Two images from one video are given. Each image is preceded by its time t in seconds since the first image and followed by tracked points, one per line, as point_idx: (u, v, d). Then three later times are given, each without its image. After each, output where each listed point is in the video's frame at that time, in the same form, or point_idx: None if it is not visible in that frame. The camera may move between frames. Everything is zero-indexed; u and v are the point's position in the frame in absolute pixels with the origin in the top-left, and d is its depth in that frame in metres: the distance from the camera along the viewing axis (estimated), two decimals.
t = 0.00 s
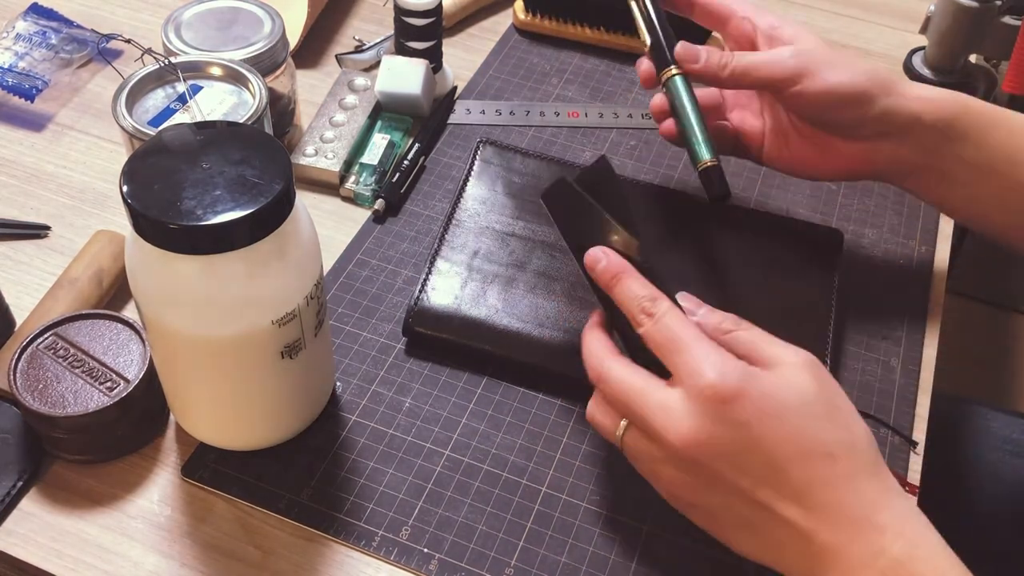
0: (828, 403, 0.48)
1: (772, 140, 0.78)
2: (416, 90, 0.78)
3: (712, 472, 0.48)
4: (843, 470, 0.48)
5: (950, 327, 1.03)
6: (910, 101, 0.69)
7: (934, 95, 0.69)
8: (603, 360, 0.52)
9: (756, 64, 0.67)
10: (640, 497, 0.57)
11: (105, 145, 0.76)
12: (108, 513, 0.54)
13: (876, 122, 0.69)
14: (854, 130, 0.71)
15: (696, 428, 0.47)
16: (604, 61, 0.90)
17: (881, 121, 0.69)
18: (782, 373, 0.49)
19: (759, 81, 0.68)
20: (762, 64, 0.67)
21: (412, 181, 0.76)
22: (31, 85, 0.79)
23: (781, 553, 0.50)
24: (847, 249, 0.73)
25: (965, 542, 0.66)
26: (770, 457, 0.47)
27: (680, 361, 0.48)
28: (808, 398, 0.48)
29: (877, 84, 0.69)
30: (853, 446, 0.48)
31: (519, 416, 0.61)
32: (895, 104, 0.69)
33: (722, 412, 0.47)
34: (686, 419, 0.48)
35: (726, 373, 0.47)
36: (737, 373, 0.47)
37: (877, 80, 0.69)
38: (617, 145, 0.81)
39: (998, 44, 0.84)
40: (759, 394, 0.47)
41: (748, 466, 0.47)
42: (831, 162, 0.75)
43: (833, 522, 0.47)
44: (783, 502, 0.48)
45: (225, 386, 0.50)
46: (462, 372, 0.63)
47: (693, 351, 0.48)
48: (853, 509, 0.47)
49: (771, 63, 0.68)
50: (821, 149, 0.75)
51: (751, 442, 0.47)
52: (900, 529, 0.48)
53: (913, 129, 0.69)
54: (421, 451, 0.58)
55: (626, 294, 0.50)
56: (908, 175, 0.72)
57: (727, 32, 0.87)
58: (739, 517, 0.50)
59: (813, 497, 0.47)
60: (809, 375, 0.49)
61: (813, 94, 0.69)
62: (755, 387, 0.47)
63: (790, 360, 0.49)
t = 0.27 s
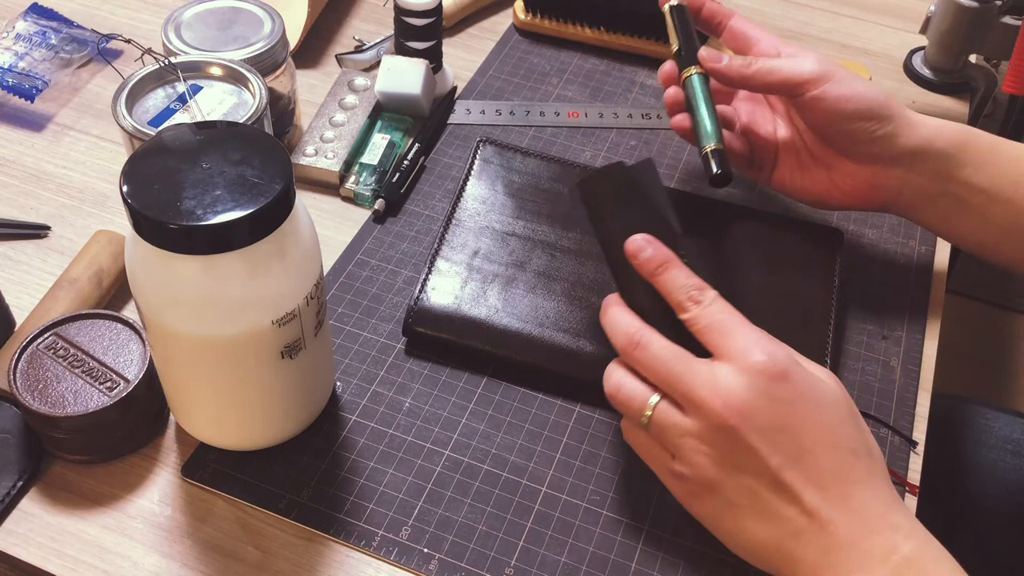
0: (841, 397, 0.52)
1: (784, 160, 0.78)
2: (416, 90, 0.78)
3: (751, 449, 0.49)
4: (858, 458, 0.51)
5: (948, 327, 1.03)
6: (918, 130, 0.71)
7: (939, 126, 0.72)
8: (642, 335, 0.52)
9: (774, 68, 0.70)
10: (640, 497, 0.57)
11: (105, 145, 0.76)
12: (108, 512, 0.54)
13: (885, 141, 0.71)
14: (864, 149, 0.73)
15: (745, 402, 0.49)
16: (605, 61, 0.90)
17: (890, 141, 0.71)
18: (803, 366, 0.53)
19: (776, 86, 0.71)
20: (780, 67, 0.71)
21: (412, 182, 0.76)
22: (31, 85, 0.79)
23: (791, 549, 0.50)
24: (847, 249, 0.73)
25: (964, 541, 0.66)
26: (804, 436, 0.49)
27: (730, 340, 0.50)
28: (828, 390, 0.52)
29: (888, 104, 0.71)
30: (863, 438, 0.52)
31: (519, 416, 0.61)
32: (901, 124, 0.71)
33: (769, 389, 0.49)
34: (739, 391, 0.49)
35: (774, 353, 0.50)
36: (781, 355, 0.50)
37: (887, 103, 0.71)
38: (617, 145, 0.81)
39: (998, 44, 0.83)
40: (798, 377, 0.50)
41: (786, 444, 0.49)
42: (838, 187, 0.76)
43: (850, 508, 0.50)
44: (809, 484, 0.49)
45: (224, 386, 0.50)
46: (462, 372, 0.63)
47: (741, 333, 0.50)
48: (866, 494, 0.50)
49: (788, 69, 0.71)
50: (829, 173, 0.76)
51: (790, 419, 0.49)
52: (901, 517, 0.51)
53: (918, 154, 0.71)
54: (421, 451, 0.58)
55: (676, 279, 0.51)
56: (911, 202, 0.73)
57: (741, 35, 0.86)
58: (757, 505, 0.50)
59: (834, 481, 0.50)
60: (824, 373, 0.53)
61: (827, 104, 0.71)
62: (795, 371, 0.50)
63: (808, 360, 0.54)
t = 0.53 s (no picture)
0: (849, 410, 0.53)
1: (801, 130, 0.77)
2: (416, 90, 0.78)
3: (776, 456, 0.49)
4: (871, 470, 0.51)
5: (948, 328, 1.03)
6: (943, 129, 0.69)
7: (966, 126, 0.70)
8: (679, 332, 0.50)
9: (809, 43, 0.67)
10: (640, 498, 0.57)
11: (105, 145, 0.76)
12: (108, 512, 0.54)
13: (910, 136, 0.69)
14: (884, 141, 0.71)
15: (776, 411, 0.48)
16: (604, 61, 0.90)
17: (915, 136, 0.69)
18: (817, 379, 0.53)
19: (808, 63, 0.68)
20: (816, 45, 0.66)
21: (412, 181, 0.76)
22: (31, 85, 0.79)
23: (802, 558, 0.50)
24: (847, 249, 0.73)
25: (965, 541, 0.66)
26: (827, 446, 0.50)
27: (760, 348, 0.49)
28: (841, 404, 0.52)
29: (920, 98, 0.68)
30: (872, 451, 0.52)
31: (519, 416, 0.61)
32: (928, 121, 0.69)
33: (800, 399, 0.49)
34: (766, 401, 0.48)
35: (802, 363, 0.49)
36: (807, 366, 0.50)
37: (920, 98, 0.69)
38: (617, 145, 0.81)
39: (998, 44, 0.83)
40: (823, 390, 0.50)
41: (810, 453, 0.49)
42: (851, 168, 0.74)
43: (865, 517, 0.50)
44: (827, 493, 0.50)
45: (224, 386, 0.50)
46: (462, 372, 0.63)
47: (770, 342, 0.50)
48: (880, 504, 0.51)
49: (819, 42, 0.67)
50: (842, 153, 0.75)
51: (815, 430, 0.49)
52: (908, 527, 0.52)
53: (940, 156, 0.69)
54: (421, 451, 0.58)
55: (708, 287, 0.50)
56: (927, 203, 0.72)
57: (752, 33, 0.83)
58: (775, 513, 0.50)
59: (851, 491, 0.50)
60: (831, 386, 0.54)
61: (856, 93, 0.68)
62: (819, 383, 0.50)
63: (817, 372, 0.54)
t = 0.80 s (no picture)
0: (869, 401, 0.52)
1: (799, 184, 0.76)
2: (416, 90, 0.78)
3: (792, 446, 0.48)
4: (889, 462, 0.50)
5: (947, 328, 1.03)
6: (951, 154, 0.68)
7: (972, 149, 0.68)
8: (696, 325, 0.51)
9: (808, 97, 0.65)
10: (640, 498, 0.57)
11: (105, 145, 0.76)
12: (108, 512, 0.54)
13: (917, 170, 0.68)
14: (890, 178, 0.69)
15: (792, 402, 0.48)
16: (604, 61, 0.90)
17: (921, 170, 0.68)
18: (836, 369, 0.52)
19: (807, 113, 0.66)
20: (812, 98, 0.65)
21: (412, 182, 0.76)
22: (31, 85, 0.79)
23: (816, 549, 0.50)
24: (847, 249, 0.73)
25: (964, 541, 0.66)
26: (844, 437, 0.49)
27: (777, 340, 0.49)
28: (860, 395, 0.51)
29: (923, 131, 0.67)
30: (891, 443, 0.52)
31: (519, 416, 0.61)
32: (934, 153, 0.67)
33: (816, 392, 0.48)
34: (783, 391, 0.48)
35: (819, 355, 0.49)
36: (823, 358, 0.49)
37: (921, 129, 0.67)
38: (617, 145, 0.81)
39: (998, 44, 0.83)
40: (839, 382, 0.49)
41: (827, 444, 0.49)
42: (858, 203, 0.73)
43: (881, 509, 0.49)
44: (843, 484, 0.49)
45: (224, 387, 0.50)
46: (462, 372, 0.63)
47: (787, 333, 0.49)
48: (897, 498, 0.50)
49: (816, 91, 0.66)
50: (847, 192, 0.73)
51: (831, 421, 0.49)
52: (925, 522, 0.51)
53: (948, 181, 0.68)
54: (421, 451, 0.58)
55: (726, 283, 0.50)
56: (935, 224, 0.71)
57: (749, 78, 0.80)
58: (791, 504, 0.50)
59: (868, 485, 0.49)
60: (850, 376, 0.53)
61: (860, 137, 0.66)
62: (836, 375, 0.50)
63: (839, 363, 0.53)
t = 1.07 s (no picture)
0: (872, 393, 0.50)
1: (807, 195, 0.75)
2: (416, 90, 0.78)
3: (786, 446, 0.47)
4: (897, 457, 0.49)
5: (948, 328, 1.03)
6: (959, 169, 0.66)
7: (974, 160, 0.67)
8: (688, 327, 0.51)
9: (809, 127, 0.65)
10: (640, 498, 0.57)
11: (105, 145, 0.76)
12: (108, 512, 0.54)
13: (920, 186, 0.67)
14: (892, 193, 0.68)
15: (784, 403, 0.46)
16: (605, 61, 0.90)
17: (923, 185, 0.67)
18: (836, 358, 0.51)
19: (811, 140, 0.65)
20: (814, 128, 0.64)
21: (412, 182, 0.76)
22: (31, 85, 0.79)
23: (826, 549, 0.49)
24: (846, 249, 0.73)
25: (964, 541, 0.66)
26: (841, 433, 0.47)
27: (769, 336, 0.47)
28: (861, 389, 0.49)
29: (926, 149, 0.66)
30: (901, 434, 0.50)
31: (519, 415, 0.61)
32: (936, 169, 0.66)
33: (810, 386, 0.46)
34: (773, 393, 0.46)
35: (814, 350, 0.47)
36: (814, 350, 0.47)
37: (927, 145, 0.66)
38: (617, 145, 0.81)
39: (998, 43, 0.83)
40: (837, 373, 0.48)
41: (821, 443, 0.47)
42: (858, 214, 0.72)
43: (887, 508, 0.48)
44: (846, 483, 0.48)
45: (224, 387, 0.50)
46: (462, 372, 0.63)
47: (775, 325, 0.48)
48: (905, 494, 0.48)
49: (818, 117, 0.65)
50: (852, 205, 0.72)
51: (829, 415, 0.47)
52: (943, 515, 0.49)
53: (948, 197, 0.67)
54: (421, 451, 0.58)
55: (714, 281, 0.49)
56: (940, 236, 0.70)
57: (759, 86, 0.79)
58: (795, 506, 0.49)
59: (872, 481, 0.48)
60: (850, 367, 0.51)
61: (866, 159, 0.66)
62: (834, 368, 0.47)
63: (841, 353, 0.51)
